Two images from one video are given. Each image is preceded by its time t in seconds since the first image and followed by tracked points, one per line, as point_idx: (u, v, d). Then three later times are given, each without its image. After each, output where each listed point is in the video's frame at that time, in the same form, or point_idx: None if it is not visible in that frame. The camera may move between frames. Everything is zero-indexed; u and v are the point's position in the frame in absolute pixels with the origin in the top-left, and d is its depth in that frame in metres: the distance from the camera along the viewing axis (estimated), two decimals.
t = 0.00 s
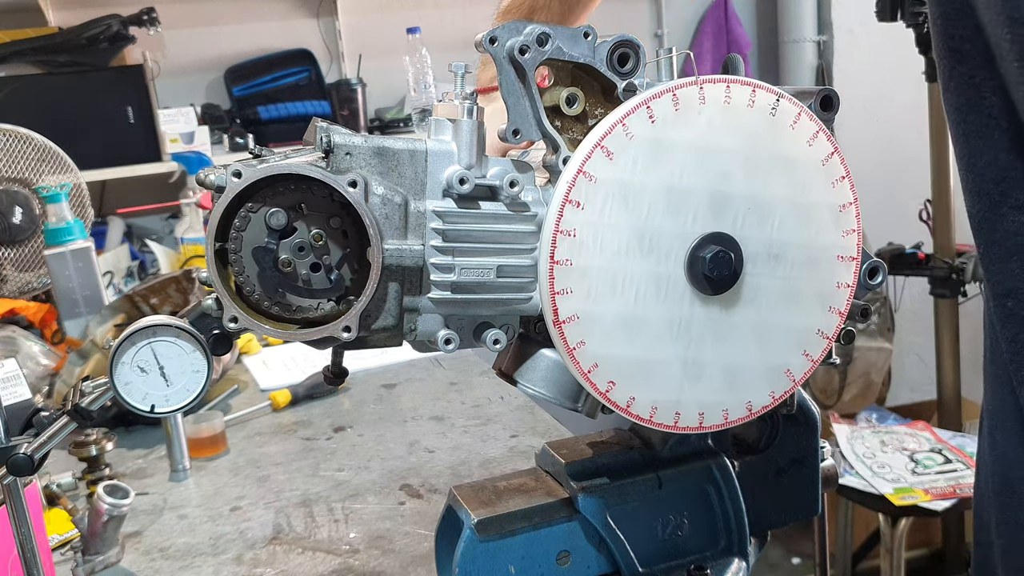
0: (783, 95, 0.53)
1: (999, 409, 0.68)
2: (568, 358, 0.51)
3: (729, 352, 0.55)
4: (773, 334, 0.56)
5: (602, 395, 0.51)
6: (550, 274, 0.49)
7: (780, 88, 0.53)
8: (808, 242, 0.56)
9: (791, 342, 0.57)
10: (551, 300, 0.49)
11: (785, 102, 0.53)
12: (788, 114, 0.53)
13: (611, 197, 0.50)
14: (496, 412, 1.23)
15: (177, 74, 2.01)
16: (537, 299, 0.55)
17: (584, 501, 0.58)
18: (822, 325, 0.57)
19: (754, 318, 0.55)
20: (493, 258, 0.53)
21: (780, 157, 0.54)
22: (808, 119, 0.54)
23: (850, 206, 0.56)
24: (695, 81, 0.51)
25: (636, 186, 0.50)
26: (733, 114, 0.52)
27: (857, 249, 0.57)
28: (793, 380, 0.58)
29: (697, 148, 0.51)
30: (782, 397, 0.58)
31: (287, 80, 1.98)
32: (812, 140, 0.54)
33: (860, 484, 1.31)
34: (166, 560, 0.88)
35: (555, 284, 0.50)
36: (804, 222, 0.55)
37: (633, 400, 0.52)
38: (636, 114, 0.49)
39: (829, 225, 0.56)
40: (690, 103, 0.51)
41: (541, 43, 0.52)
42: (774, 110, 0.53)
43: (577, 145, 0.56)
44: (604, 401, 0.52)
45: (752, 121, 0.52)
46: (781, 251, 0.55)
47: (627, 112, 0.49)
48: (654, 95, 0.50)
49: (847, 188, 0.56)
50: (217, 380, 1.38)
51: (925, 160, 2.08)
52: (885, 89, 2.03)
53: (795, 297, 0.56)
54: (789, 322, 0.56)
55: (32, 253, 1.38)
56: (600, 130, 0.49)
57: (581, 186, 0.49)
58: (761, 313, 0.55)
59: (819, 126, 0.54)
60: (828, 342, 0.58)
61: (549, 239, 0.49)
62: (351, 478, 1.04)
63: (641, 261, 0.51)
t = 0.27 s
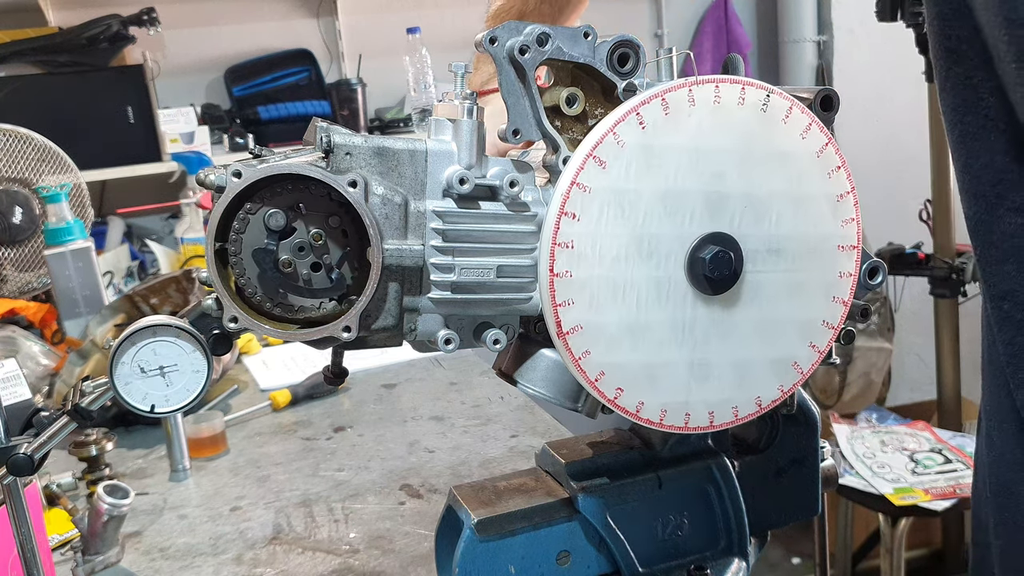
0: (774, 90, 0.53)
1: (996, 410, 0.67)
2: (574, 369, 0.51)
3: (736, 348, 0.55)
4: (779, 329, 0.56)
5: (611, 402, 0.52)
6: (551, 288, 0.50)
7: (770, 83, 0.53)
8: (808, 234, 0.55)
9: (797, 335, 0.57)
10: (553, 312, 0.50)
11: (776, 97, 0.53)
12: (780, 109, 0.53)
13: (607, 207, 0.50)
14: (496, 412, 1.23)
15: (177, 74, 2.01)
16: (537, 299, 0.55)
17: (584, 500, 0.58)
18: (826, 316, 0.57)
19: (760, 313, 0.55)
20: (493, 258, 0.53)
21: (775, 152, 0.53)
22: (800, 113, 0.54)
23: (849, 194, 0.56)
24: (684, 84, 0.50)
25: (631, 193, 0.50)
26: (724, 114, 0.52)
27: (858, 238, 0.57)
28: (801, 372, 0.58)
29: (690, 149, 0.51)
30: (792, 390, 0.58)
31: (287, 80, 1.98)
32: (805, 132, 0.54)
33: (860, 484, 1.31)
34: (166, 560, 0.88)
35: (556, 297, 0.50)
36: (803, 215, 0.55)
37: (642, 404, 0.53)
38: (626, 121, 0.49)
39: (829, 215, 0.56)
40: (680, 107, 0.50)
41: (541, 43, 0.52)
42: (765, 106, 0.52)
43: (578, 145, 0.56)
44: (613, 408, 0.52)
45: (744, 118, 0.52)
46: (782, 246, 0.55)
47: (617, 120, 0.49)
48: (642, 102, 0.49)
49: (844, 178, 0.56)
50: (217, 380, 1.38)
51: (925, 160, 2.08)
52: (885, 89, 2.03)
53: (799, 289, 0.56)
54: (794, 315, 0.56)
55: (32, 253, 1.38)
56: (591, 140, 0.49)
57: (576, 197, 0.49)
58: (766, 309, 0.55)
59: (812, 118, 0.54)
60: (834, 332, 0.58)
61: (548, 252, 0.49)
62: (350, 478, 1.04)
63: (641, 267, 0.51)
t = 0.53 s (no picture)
0: (766, 86, 0.52)
1: (991, 412, 0.68)
2: (580, 375, 0.51)
3: (740, 346, 0.55)
4: (783, 325, 0.56)
5: (617, 406, 0.52)
6: (552, 297, 0.50)
7: (762, 80, 0.52)
8: (807, 228, 0.55)
9: (801, 330, 0.56)
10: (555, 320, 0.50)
11: (768, 93, 0.52)
12: (774, 105, 0.53)
13: (604, 214, 0.50)
14: (496, 412, 1.23)
15: (177, 74, 2.01)
16: (537, 299, 0.55)
17: (584, 501, 0.58)
18: (829, 309, 0.57)
19: (763, 310, 0.55)
20: (493, 258, 0.53)
21: (770, 149, 0.53)
22: (794, 108, 0.53)
23: (846, 186, 0.56)
24: (675, 86, 0.50)
25: (627, 199, 0.50)
26: (716, 114, 0.51)
27: (857, 230, 0.57)
28: (807, 367, 0.57)
29: (684, 151, 0.51)
30: (798, 384, 0.58)
31: (287, 80, 1.98)
32: (799, 128, 0.54)
33: (860, 484, 1.31)
34: (166, 560, 0.88)
35: (558, 305, 0.50)
36: (801, 210, 0.55)
37: (649, 407, 0.53)
38: (619, 127, 0.49)
39: (827, 208, 0.56)
40: (672, 110, 0.50)
41: (541, 43, 0.52)
42: (758, 103, 0.52)
43: (578, 145, 0.56)
44: (620, 412, 0.52)
45: (737, 117, 0.52)
46: (781, 242, 0.55)
47: (609, 128, 0.49)
48: (633, 107, 0.49)
49: (841, 170, 0.55)
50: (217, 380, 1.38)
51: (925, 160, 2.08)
52: (885, 89, 2.03)
53: (801, 284, 0.56)
54: (797, 310, 0.56)
55: (32, 253, 1.38)
56: (585, 149, 0.49)
57: (573, 206, 0.49)
58: (769, 305, 0.55)
59: (805, 112, 0.54)
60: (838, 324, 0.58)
61: (547, 262, 0.49)
62: (350, 478, 1.04)
63: (641, 272, 0.51)
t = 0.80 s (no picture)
0: (758, 84, 0.52)
1: (990, 411, 0.68)
2: (585, 383, 0.51)
3: (744, 343, 0.55)
4: (786, 320, 0.56)
5: (624, 410, 0.52)
6: (553, 306, 0.50)
7: (753, 78, 0.52)
8: (806, 222, 0.55)
9: (805, 324, 0.56)
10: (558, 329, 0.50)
11: (761, 90, 0.52)
12: (767, 103, 0.52)
13: (601, 221, 0.50)
14: (496, 412, 1.23)
15: (177, 74, 2.01)
16: (536, 299, 0.55)
17: (584, 501, 0.58)
18: (832, 301, 0.57)
19: (767, 307, 0.55)
20: (493, 258, 0.53)
21: (765, 147, 0.53)
22: (787, 104, 0.53)
23: (844, 179, 0.56)
24: (666, 90, 0.50)
25: (624, 204, 0.50)
26: (709, 115, 0.51)
27: (857, 222, 0.57)
28: (813, 360, 0.58)
29: (679, 154, 0.51)
30: (804, 379, 0.58)
31: (287, 80, 1.98)
32: (794, 123, 0.53)
33: (860, 484, 1.31)
34: (166, 560, 0.88)
35: (559, 314, 0.50)
36: (799, 205, 0.55)
37: (656, 410, 0.53)
38: (612, 133, 0.49)
39: (824, 203, 0.55)
40: (665, 113, 0.50)
41: (541, 43, 0.52)
42: (751, 101, 0.52)
43: (577, 145, 0.56)
44: (627, 416, 0.53)
45: (730, 116, 0.52)
46: (780, 238, 0.55)
47: (602, 135, 0.49)
48: (625, 112, 0.49)
49: (838, 162, 0.55)
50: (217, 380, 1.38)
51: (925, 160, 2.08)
52: (885, 88, 2.03)
53: (802, 279, 0.56)
54: (800, 305, 0.56)
55: (32, 253, 1.38)
56: (578, 158, 0.49)
57: (570, 215, 0.49)
58: (772, 302, 0.55)
59: (799, 107, 0.53)
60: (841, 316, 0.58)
61: (547, 272, 0.49)
62: (350, 478, 1.04)
63: (641, 277, 0.51)
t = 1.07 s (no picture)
0: (744, 80, 0.52)
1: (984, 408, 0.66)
2: (597, 395, 0.51)
3: (753, 337, 0.55)
4: (793, 310, 0.56)
5: (637, 417, 0.53)
6: (557, 321, 0.50)
7: (737, 75, 0.52)
8: (805, 212, 0.55)
9: (810, 313, 0.57)
10: (564, 343, 0.50)
11: (746, 87, 0.52)
12: (753, 97, 0.52)
13: (598, 235, 0.50)
14: (496, 412, 1.23)
15: (177, 74, 2.01)
16: (536, 299, 0.55)
17: (584, 501, 0.58)
18: (835, 289, 0.57)
19: (773, 299, 0.55)
20: (493, 258, 0.53)
21: (756, 141, 0.53)
22: (774, 97, 0.53)
23: (838, 165, 0.55)
24: (650, 97, 0.50)
25: (620, 215, 0.50)
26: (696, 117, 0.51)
27: (854, 207, 0.57)
28: (821, 348, 0.58)
29: (670, 159, 0.51)
30: (813, 367, 0.58)
31: (287, 80, 1.98)
32: (782, 116, 0.53)
33: (860, 484, 1.31)
34: (166, 560, 0.88)
35: (564, 329, 0.50)
36: (795, 197, 0.55)
37: (669, 412, 0.54)
38: (601, 145, 0.49)
39: (820, 190, 0.55)
40: (652, 121, 0.50)
41: (541, 43, 0.52)
42: (737, 98, 0.52)
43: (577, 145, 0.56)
44: (640, 422, 0.53)
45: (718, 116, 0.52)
46: (779, 231, 0.55)
47: (591, 148, 0.49)
48: (611, 124, 0.49)
49: (830, 149, 0.55)
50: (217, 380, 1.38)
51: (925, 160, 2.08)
52: (885, 88, 2.03)
53: (805, 268, 0.56)
54: (804, 294, 0.56)
55: (32, 253, 1.38)
56: (569, 174, 0.49)
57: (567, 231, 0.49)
58: (777, 294, 0.56)
59: (786, 98, 0.53)
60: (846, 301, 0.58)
61: (548, 290, 0.49)
62: (351, 478, 1.04)
63: (643, 285, 0.51)
